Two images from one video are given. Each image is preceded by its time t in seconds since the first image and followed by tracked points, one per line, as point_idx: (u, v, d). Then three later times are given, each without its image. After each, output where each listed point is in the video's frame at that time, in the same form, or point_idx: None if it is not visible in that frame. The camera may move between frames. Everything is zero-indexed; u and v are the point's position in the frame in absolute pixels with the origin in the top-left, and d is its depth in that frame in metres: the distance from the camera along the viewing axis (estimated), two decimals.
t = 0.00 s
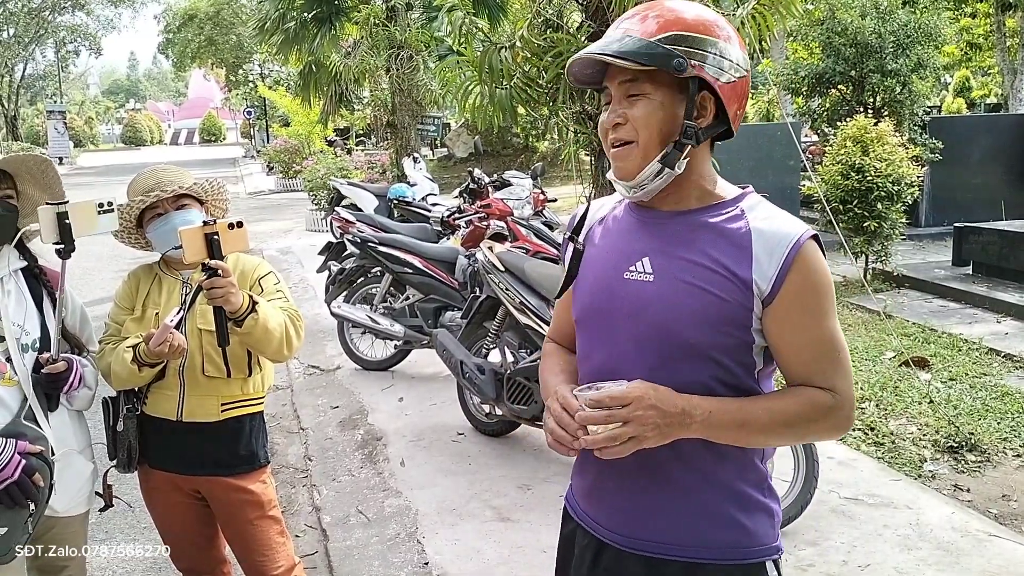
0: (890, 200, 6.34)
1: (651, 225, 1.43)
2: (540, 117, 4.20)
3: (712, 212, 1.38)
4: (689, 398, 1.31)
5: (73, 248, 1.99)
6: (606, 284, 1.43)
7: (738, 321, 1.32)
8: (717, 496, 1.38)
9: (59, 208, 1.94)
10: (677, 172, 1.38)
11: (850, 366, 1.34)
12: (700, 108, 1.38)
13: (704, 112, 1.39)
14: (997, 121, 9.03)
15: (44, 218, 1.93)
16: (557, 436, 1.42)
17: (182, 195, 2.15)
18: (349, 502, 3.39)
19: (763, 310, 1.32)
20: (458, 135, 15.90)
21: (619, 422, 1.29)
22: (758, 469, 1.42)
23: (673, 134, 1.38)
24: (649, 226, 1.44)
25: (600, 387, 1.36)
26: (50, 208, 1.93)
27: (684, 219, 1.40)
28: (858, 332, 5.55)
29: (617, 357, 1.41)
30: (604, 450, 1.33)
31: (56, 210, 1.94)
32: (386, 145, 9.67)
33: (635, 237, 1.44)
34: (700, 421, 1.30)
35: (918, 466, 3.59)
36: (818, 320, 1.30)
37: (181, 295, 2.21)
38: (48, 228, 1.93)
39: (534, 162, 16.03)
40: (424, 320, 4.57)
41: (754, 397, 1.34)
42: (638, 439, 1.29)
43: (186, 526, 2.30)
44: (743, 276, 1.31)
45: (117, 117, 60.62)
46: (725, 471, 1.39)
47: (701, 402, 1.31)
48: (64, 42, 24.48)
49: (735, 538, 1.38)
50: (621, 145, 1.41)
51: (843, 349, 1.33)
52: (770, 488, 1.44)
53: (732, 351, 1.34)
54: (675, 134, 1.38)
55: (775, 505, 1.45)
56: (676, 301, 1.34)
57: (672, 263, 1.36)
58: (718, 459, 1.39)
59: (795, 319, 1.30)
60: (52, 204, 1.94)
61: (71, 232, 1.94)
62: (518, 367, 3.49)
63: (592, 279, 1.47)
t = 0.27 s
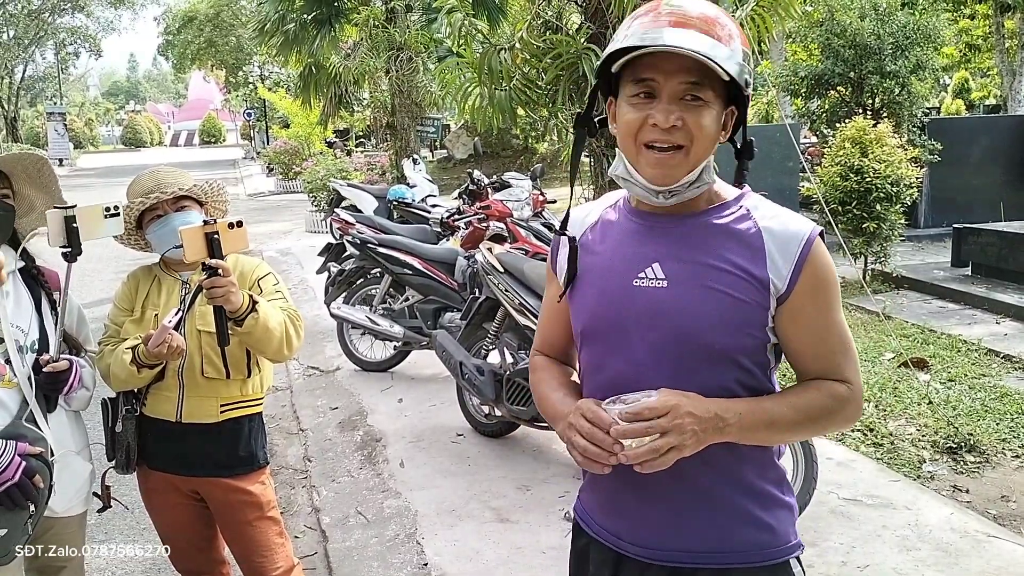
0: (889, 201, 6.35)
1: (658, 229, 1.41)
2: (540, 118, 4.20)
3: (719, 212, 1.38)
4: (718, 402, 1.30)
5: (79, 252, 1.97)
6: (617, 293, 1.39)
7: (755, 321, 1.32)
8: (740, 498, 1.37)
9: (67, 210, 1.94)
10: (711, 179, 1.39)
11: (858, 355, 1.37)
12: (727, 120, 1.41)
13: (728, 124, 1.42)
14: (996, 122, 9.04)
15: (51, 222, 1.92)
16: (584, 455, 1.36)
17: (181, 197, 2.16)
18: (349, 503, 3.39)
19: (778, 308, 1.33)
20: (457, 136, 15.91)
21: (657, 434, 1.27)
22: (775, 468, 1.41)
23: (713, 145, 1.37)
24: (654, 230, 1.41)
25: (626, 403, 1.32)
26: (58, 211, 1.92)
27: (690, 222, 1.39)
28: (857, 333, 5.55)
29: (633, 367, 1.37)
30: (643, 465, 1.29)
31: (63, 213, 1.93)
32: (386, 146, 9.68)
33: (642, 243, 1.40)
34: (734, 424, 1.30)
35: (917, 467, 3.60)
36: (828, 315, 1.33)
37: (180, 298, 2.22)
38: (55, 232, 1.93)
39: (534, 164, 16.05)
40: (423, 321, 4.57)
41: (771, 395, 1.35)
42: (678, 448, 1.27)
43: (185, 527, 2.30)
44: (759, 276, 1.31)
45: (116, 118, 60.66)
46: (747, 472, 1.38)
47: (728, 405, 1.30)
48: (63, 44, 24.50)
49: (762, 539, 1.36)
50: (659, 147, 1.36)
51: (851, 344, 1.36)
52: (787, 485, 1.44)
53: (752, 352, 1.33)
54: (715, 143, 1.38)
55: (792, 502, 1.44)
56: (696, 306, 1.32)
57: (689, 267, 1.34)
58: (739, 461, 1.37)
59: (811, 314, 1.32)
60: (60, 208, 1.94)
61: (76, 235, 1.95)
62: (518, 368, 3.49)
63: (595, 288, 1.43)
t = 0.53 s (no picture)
0: (889, 201, 6.34)
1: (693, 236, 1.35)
2: (540, 118, 4.20)
3: (752, 222, 1.36)
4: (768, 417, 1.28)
5: (76, 256, 1.97)
6: (656, 302, 1.31)
7: (795, 335, 1.31)
8: (769, 510, 1.35)
9: (65, 215, 1.94)
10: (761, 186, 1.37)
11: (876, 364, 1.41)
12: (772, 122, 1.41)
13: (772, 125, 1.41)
14: (995, 122, 9.04)
15: (49, 226, 1.92)
16: (634, 474, 1.27)
17: (180, 197, 2.15)
18: (348, 503, 3.39)
19: (812, 321, 1.34)
20: (457, 136, 15.91)
21: (723, 450, 1.22)
22: (799, 479, 1.41)
23: (769, 155, 1.36)
24: (690, 238, 1.36)
25: (680, 418, 1.26)
26: (56, 216, 1.92)
27: (726, 231, 1.35)
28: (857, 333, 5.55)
29: (672, 379, 1.31)
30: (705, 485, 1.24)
31: (61, 218, 1.92)
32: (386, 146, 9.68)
33: (678, 250, 1.35)
34: (785, 440, 1.29)
35: (917, 467, 3.60)
36: (855, 327, 1.35)
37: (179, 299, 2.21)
38: (53, 236, 1.93)
39: (534, 164, 16.06)
40: (423, 322, 4.57)
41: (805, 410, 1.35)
42: (740, 467, 1.24)
43: (183, 527, 2.29)
44: (800, 289, 1.31)
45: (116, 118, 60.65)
46: (775, 485, 1.36)
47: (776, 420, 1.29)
48: (63, 44, 24.51)
49: (790, 551, 1.36)
50: (733, 155, 1.31)
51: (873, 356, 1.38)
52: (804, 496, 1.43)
53: (788, 367, 1.33)
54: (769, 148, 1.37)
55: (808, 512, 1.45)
56: (742, 318, 1.29)
57: (730, 278, 1.31)
58: (767, 475, 1.35)
59: (844, 327, 1.34)
60: (58, 212, 1.94)
61: (75, 239, 1.94)
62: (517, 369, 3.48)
63: (626, 296, 1.35)
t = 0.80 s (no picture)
0: (890, 201, 6.34)
1: (720, 241, 1.32)
2: (540, 118, 4.20)
3: (778, 227, 1.35)
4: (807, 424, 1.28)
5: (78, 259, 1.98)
6: (688, 313, 1.29)
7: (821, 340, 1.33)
8: (786, 511, 1.37)
9: (66, 219, 1.94)
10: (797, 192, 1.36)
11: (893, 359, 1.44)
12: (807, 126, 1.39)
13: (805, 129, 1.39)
14: (996, 122, 9.04)
15: (49, 230, 1.93)
16: (682, 493, 1.23)
17: (181, 196, 2.15)
18: (349, 503, 3.39)
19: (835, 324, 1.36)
20: (457, 136, 15.91)
21: (777, 462, 1.22)
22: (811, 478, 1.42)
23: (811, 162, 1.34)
24: (719, 242, 1.32)
25: (728, 432, 1.24)
26: (57, 221, 1.92)
27: (754, 235, 1.33)
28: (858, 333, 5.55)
29: (705, 391, 1.30)
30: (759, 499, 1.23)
31: (62, 222, 1.93)
32: (386, 146, 9.67)
33: (709, 256, 1.32)
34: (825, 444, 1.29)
35: (918, 467, 3.59)
36: (876, 328, 1.38)
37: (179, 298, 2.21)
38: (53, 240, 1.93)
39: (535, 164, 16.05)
40: (424, 321, 4.57)
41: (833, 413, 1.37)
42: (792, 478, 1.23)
43: (184, 526, 2.29)
44: (828, 294, 1.33)
45: (117, 118, 60.67)
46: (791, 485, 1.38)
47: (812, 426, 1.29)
48: (64, 43, 24.52)
49: (806, 550, 1.38)
50: (795, 164, 1.28)
51: (892, 356, 1.41)
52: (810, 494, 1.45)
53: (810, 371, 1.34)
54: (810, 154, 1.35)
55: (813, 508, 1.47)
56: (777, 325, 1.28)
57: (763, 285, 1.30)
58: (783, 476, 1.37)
59: (867, 328, 1.38)
60: (59, 217, 1.94)
61: (76, 242, 1.94)
62: (518, 368, 3.48)
63: (659, 303, 1.30)
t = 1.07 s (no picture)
0: (889, 201, 6.34)
1: (698, 237, 1.32)
2: (539, 118, 4.20)
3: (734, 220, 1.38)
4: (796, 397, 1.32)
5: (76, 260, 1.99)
6: (688, 305, 1.27)
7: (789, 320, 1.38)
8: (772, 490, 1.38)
9: (65, 220, 1.95)
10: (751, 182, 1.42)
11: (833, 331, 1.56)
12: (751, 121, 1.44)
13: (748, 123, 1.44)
14: (995, 122, 9.04)
15: (48, 230, 1.93)
16: (724, 479, 1.19)
17: (180, 196, 2.15)
18: (348, 503, 3.39)
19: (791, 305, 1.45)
20: (457, 136, 15.91)
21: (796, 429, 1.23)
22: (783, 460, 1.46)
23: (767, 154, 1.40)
24: (696, 237, 1.32)
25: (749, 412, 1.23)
26: (56, 221, 1.93)
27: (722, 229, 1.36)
28: (857, 333, 5.55)
29: (705, 384, 1.29)
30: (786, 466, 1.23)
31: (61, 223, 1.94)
32: (386, 146, 9.67)
33: (693, 250, 1.31)
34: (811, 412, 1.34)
35: (917, 467, 3.59)
36: (817, 304, 1.50)
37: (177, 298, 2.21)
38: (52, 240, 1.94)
39: (534, 164, 16.06)
40: (423, 321, 4.57)
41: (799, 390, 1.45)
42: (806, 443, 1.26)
43: (183, 526, 2.29)
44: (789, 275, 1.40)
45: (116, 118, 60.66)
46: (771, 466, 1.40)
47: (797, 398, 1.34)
48: (63, 44, 24.51)
49: (795, 526, 1.41)
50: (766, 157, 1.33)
51: (828, 331, 1.53)
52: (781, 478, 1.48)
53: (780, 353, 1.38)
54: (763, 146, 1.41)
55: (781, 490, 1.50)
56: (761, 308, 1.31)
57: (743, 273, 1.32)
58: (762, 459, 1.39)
59: (812, 304, 1.49)
60: (58, 217, 1.95)
61: (75, 242, 1.95)
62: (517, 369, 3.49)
63: (659, 299, 1.27)
